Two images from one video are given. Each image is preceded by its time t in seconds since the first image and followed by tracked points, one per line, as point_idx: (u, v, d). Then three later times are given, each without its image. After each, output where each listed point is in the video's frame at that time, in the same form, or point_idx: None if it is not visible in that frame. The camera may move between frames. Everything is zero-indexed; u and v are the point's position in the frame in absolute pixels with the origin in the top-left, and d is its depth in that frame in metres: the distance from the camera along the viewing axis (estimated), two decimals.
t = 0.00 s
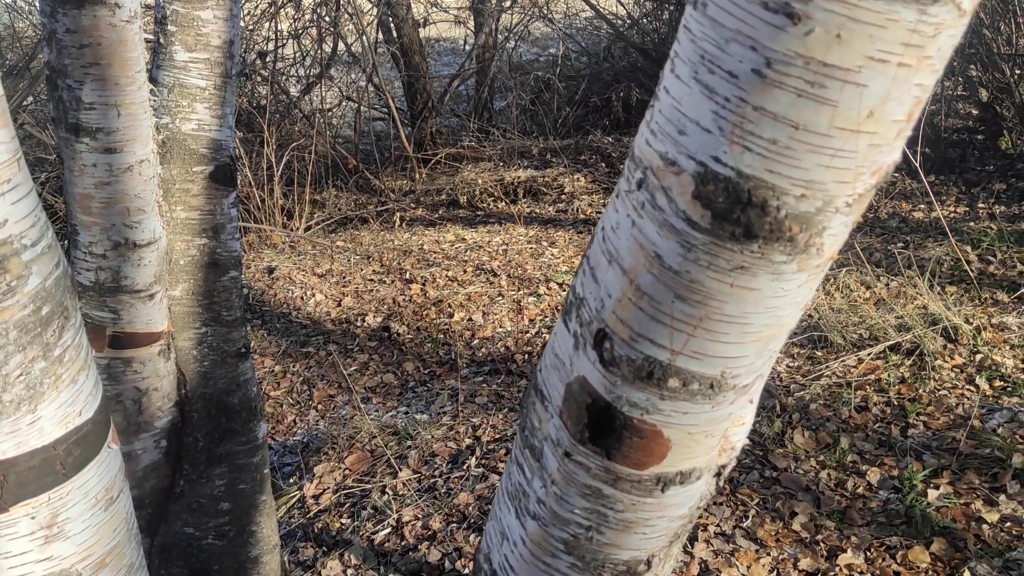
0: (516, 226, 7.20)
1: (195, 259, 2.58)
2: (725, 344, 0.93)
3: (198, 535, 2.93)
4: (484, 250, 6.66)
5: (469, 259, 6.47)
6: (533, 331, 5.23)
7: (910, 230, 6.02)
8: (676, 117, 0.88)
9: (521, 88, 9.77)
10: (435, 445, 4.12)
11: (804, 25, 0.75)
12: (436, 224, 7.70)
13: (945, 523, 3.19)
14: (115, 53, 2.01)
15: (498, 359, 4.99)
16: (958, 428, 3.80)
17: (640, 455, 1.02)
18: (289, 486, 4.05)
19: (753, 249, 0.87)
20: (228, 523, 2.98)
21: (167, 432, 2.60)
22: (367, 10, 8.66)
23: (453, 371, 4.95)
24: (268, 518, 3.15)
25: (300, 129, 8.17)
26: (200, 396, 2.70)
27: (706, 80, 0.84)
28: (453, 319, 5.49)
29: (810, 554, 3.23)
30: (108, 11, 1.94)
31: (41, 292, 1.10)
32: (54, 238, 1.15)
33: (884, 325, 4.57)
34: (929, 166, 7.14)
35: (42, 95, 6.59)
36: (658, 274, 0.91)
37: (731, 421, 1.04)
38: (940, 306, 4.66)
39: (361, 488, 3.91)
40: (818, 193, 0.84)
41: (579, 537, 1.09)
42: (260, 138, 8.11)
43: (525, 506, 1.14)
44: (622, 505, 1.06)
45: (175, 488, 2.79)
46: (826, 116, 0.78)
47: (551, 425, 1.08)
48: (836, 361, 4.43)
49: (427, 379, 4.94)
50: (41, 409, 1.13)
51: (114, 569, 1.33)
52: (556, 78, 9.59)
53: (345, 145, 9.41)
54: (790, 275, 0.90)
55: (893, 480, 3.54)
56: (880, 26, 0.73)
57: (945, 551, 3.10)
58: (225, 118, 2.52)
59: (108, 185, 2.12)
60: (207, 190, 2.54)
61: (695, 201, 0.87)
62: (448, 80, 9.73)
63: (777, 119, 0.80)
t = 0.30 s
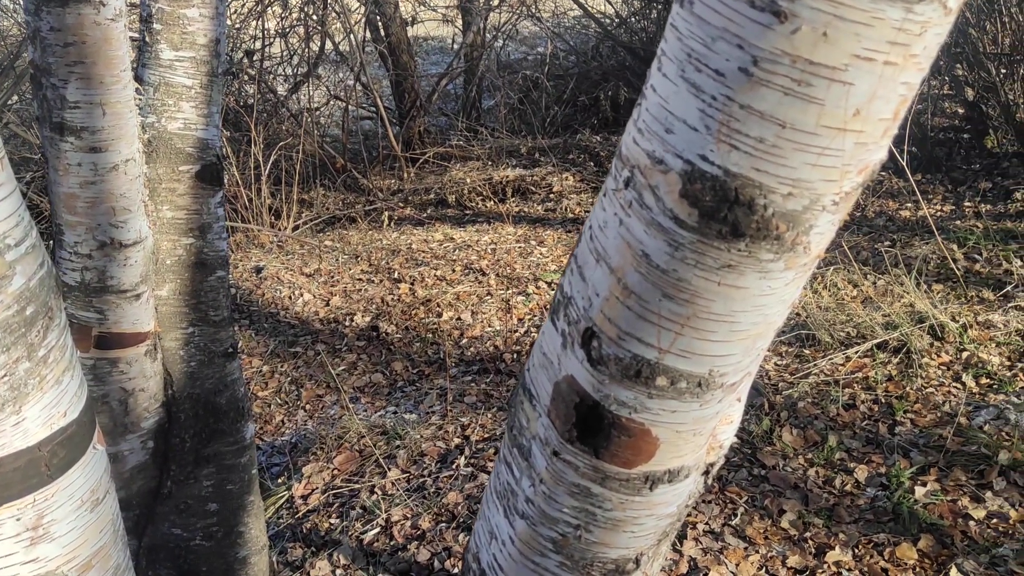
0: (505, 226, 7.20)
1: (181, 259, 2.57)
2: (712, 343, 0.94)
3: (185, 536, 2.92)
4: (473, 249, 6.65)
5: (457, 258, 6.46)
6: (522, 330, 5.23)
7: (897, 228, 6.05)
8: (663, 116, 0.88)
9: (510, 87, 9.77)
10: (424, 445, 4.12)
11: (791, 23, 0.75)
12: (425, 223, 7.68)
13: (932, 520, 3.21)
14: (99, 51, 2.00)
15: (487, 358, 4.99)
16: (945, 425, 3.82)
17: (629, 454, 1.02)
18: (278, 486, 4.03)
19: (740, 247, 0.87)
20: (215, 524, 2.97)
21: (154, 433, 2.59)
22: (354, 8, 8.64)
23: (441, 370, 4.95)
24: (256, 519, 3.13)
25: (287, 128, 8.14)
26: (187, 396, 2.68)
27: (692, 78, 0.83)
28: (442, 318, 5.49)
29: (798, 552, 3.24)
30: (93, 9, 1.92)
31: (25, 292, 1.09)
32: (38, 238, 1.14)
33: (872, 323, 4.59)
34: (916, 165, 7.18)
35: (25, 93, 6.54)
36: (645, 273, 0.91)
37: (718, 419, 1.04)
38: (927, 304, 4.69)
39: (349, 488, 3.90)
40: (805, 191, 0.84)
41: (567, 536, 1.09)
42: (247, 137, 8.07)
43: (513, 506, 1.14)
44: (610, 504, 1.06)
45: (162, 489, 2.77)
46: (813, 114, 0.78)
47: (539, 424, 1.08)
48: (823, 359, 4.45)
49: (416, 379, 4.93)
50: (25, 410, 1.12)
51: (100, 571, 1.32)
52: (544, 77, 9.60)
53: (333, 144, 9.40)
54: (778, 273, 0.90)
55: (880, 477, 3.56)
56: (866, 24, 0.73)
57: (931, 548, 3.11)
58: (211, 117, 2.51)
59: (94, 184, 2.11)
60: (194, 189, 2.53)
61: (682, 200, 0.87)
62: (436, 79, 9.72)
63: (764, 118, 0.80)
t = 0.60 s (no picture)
0: (496, 226, 7.20)
1: (170, 259, 2.56)
2: (699, 342, 0.94)
3: (175, 537, 2.90)
4: (464, 249, 6.65)
5: (448, 259, 6.46)
6: (513, 330, 5.24)
7: (886, 228, 6.08)
8: (649, 116, 0.88)
9: (500, 88, 9.79)
10: (415, 446, 4.11)
11: (776, 24, 0.76)
12: (416, 224, 7.68)
13: (921, 519, 3.23)
14: (87, 51, 1.99)
15: (478, 358, 4.99)
16: (933, 424, 3.84)
17: (616, 453, 1.02)
18: (268, 487, 4.02)
19: (726, 247, 0.88)
20: (205, 526, 2.96)
21: (143, 434, 2.58)
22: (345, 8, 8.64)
23: (432, 371, 4.95)
24: (246, 520, 3.13)
25: (277, 128, 8.13)
26: (176, 398, 2.67)
27: (679, 79, 0.84)
28: (433, 319, 5.49)
29: (788, 551, 3.25)
30: (81, 8, 1.92)
31: (12, 293, 1.09)
32: (25, 238, 1.14)
33: (861, 323, 4.61)
34: (905, 165, 7.21)
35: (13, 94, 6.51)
36: (632, 273, 0.91)
37: (705, 418, 1.04)
38: (915, 303, 4.71)
39: (340, 489, 3.90)
40: (791, 191, 0.85)
41: (556, 536, 1.09)
42: (237, 138, 8.06)
43: (502, 505, 1.14)
44: (598, 503, 1.06)
45: (151, 491, 2.76)
46: (798, 115, 0.79)
47: (528, 423, 1.08)
48: (813, 359, 4.47)
49: (406, 379, 4.92)
50: (13, 412, 1.12)
51: (87, 573, 1.32)
52: (535, 77, 9.62)
53: (324, 144, 9.39)
54: (763, 273, 0.91)
55: (869, 476, 3.58)
56: (851, 25, 0.74)
57: (920, 546, 3.13)
58: (200, 117, 2.50)
59: (81, 185, 2.09)
60: (183, 190, 2.52)
61: (668, 200, 0.87)
62: (427, 80, 9.72)
63: (749, 118, 0.80)
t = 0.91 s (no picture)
0: (478, 229, 7.20)
1: (150, 264, 2.54)
2: (680, 342, 0.94)
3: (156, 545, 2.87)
4: (446, 253, 6.64)
5: (430, 262, 6.45)
6: (496, 333, 5.24)
7: (866, 229, 6.12)
8: (628, 116, 0.88)
9: (481, 91, 9.81)
10: (398, 450, 4.10)
11: (752, 23, 0.76)
12: (398, 227, 7.66)
13: (903, 517, 3.25)
14: (63, 55, 1.97)
15: (461, 361, 4.99)
16: (914, 423, 3.87)
17: (599, 454, 1.01)
18: (250, 494, 3.99)
19: (706, 246, 0.88)
20: (186, 533, 2.93)
21: (123, 441, 2.56)
22: (325, 12, 8.65)
23: (415, 375, 4.93)
24: (228, 526, 3.10)
25: (257, 132, 8.10)
26: (156, 404, 2.65)
27: (658, 78, 0.84)
28: (415, 322, 5.48)
29: (771, 550, 3.25)
30: (56, 12, 1.90)
31: None
32: None
33: (841, 323, 4.65)
34: (884, 166, 7.27)
35: None
36: (612, 273, 0.91)
37: (687, 419, 1.04)
38: (895, 303, 4.75)
39: (323, 495, 3.88)
40: (770, 190, 0.85)
41: (538, 538, 1.08)
42: (217, 142, 8.03)
43: (484, 508, 1.13)
44: (581, 505, 1.05)
45: (131, 498, 2.73)
46: (776, 115, 0.80)
47: (509, 425, 1.07)
48: (795, 359, 4.49)
49: (389, 384, 4.91)
50: None
51: None
52: (516, 81, 9.65)
53: (305, 149, 9.38)
54: (743, 272, 0.91)
55: (851, 475, 3.60)
56: (828, 23, 0.75)
57: (902, 544, 3.16)
58: (178, 121, 2.48)
59: (59, 190, 2.08)
60: (161, 194, 2.50)
61: (648, 199, 0.87)
62: (408, 83, 9.73)
63: (728, 117, 0.80)
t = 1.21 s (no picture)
0: (464, 235, 7.20)
1: (134, 273, 2.53)
2: (667, 345, 0.94)
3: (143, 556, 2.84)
4: (432, 259, 6.64)
5: (417, 268, 6.44)
6: (483, 339, 5.24)
7: (850, 232, 6.16)
8: (612, 120, 0.88)
9: (467, 97, 9.84)
10: (386, 457, 4.09)
11: (735, 27, 0.77)
12: (384, 234, 7.65)
13: (890, 518, 3.27)
14: (45, 63, 1.95)
15: (448, 368, 4.98)
16: (900, 424, 3.89)
17: (586, 458, 1.01)
18: (237, 503, 3.97)
19: (691, 250, 0.88)
20: (173, 543, 2.90)
21: (108, 451, 2.54)
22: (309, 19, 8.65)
23: (402, 381, 4.92)
24: (215, 535, 3.08)
25: (242, 139, 8.10)
26: (142, 414, 2.63)
27: (641, 83, 0.85)
28: (402, 329, 5.47)
29: (760, 553, 3.26)
30: (38, 20, 1.89)
31: None
32: None
33: (827, 325, 4.67)
34: (867, 169, 7.32)
35: None
36: (598, 276, 0.91)
37: (674, 422, 1.04)
38: (880, 305, 4.77)
39: (311, 503, 3.86)
40: (754, 193, 0.86)
41: (527, 543, 1.08)
42: (201, 149, 8.01)
43: (472, 514, 1.12)
44: (569, 509, 1.05)
45: (117, 508, 2.71)
46: (759, 118, 0.80)
47: (496, 430, 1.06)
48: (781, 362, 4.50)
49: (376, 391, 4.89)
50: None
51: None
52: (501, 87, 9.68)
53: (290, 156, 9.37)
54: (728, 275, 0.91)
55: (838, 477, 3.61)
56: (809, 28, 0.75)
57: (890, 545, 3.18)
58: (162, 128, 2.47)
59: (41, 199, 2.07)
60: (146, 202, 2.49)
61: (633, 203, 0.87)
62: (393, 90, 9.74)
63: (711, 120, 0.81)
